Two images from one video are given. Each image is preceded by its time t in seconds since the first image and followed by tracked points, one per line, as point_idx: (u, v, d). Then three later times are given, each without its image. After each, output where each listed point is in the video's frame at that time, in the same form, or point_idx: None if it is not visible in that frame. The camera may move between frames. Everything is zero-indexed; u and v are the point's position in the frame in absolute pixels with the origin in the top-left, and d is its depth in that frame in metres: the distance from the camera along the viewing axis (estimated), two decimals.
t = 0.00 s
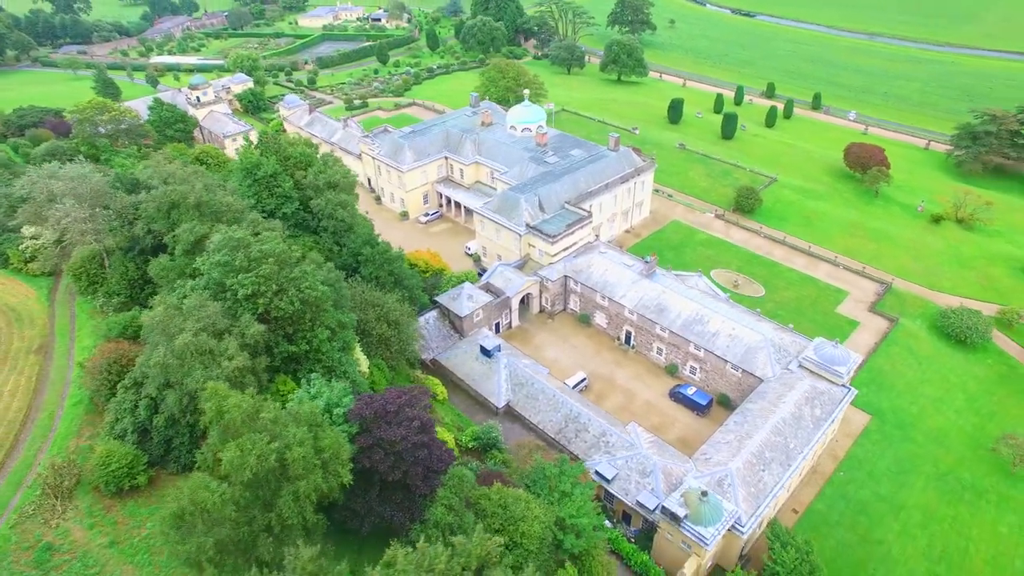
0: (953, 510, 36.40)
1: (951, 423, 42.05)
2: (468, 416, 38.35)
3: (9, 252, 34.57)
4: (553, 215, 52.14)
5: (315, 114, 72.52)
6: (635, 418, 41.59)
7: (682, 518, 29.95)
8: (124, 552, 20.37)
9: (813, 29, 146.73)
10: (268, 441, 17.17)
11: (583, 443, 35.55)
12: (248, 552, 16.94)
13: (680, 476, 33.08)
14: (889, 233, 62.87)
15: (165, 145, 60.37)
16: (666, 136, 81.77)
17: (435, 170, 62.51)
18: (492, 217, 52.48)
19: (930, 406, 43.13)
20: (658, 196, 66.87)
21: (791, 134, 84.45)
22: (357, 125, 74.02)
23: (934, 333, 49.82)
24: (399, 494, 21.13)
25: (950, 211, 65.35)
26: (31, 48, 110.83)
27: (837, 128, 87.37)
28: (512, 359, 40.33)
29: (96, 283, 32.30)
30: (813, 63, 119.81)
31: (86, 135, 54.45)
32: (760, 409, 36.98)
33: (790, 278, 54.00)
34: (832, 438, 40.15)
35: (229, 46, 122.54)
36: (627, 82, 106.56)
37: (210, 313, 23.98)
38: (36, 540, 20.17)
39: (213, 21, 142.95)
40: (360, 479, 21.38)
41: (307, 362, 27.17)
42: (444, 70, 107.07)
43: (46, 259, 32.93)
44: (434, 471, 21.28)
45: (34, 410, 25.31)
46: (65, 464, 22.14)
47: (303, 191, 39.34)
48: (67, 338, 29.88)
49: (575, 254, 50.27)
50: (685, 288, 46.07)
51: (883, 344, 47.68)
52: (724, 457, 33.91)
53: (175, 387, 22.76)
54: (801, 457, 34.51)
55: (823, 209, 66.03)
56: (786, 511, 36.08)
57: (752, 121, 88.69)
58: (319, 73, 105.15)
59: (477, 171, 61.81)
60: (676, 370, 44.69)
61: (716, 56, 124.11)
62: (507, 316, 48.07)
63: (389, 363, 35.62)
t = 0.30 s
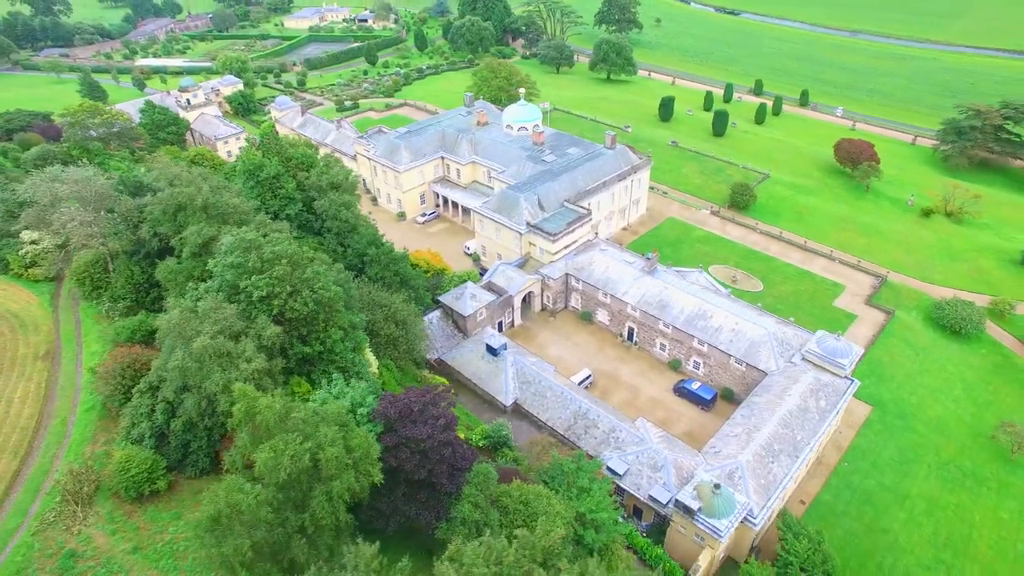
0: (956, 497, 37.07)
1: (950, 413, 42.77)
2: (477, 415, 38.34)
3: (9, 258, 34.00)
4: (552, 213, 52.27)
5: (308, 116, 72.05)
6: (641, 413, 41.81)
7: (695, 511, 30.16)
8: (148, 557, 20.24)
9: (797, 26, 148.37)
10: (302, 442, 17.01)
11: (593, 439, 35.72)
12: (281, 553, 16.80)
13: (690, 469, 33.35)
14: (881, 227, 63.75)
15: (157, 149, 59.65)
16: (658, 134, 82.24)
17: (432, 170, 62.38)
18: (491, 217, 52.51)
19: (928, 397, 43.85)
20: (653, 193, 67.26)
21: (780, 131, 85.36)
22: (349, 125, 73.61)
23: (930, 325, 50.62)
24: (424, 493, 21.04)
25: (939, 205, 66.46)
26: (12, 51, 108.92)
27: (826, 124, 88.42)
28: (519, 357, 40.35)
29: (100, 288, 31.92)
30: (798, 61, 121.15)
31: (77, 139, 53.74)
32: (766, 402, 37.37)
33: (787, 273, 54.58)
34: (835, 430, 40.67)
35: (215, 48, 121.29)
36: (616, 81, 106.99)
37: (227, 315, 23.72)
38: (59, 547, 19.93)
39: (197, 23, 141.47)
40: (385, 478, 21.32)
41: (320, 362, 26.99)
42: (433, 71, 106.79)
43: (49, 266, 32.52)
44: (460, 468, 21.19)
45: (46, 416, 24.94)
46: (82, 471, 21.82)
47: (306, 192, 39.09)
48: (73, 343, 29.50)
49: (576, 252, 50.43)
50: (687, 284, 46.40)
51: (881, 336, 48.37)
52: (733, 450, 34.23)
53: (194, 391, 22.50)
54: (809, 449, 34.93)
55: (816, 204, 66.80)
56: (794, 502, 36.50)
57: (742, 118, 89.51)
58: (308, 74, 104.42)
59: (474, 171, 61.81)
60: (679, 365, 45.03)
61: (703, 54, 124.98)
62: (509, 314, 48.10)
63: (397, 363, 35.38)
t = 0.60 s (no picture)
0: (958, 485, 37.69)
1: (949, 403, 43.46)
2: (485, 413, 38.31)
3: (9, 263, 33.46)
4: (552, 211, 52.42)
5: (301, 117, 71.61)
6: (646, 409, 42.06)
7: (707, 504, 30.34)
8: (173, 561, 20.12)
9: (782, 25, 149.81)
10: (336, 441, 16.93)
11: (602, 435, 35.86)
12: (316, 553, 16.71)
13: (700, 463, 33.63)
14: (873, 222, 64.61)
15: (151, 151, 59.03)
16: (651, 132, 82.76)
17: (429, 170, 62.29)
18: (491, 215, 52.57)
19: (927, 387, 44.51)
20: (649, 191, 67.64)
21: (771, 128, 86.21)
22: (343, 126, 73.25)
23: (925, 317, 51.39)
24: (450, 490, 21.08)
25: (930, 199, 67.47)
26: None
27: (815, 121, 89.40)
28: (525, 355, 40.40)
29: (106, 292, 31.61)
30: (785, 58, 122.37)
31: (71, 142, 53.15)
32: (772, 395, 37.77)
33: (785, 268, 55.15)
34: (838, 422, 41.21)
35: (202, 50, 120.27)
36: (607, 80, 107.46)
37: (245, 315, 23.55)
38: (82, 552, 19.75)
39: (183, 24, 140.24)
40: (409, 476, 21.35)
41: (335, 362, 26.86)
42: (424, 71, 106.60)
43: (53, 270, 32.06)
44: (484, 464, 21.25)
45: (59, 421, 24.66)
46: (100, 475, 21.60)
47: (310, 193, 38.84)
48: (81, 347, 29.14)
49: (577, 250, 50.62)
50: (689, 279, 46.74)
51: (878, 328, 49.08)
52: (742, 443, 34.54)
53: (213, 393, 22.27)
54: (815, 440, 35.38)
55: (809, 200, 67.54)
56: (800, 493, 36.96)
57: (733, 115, 90.29)
58: (298, 76, 103.88)
59: (472, 170, 61.83)
60: (683, 361, 45.38)
61: (691, 52, 125.86)
62: (512, 313, 48.14)
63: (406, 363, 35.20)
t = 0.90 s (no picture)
0: (957, 472, 38.43)
1: (945, 392, 44.29)
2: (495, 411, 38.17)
3: (9, 268, 32.84)
4: (551, 210, 52.58)
5: (293, 119, 71.03)
6: (650, 404, 42.38)
7: (718, 495, 30.69)
8: (197, 564, 20.04)
9: (766, 23, 151.35)
10: (369, 439, 16.86)
11: (610, 431, 36.05)
12: (349, 553, 16.68)
13: (708, 456, 33.98)
14: (864, 216, 65.59)
15: (142, 154, 58.27)
16: (642, 130, 83.31)
17: (424, 170, 62.21)
18: (490, 214, 52.66)
19: (924, 377, 45.32)
20: (643, 188, 68.12)
21: (759, 125, 87.16)
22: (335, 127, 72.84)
23: (918, 309, 52.32)
24: (473, 487, 21.23)
25: (917, 193, 68.63)
26: None
27: (802, 117, 90.51)
28: (530, 353, 40.45)
29: (110, 296, 31.21)
30: (770, 56, 123.69)
31: (61, 145, 52.42)
32: (775, 387, 38.27)
33: (780, 263, 55.84)
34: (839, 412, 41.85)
35: (186, 53, 118.95)
36: (595, 79, 107.93)
37: (261, 316, 23.41)
38: (106, 558, 19.60)
39: (165, 27, 138.79)
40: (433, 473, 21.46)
41: (348, 363, 26.74)
42: (413, 72, 106.28)
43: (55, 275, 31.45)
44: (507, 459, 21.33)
45: (71, 427, 24.37)
46: (118, 480, 21.36)
47: (312, 195, 38.64)
48: (87, 352, 28.79)
49: (576, 248, 50.84)
50: (688, 275, 47.15)
51: (873, 320, 49.88)
52: (748, 435, 34.94)
53: (231, 394, 22.12)
54: (819, 431, 35.93)
55: (800, 196, 68.40)
56: (804, 483, 37.48)
57: (721, 113, 91.13)
58: (285, 78, 103.11)
59: (467, 170, 61.86)
60: (684, 356, 45.77)
61: (677, 51, 126.76)
62: (513, 311, 48.21)
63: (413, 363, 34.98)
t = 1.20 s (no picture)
0: (955, 459, 39.21)
1: (940, 382, 45.14)
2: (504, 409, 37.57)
3: (8, 274, 32.32)
4: (548, 209, 52.76)
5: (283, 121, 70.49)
6: (652, 399, 42.69)
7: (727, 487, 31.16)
8: (222, 567, 19.96)
9: (748, 22, 152.98)
10: (401, 436, 16.82)
11: (617, 426, 36.18)
12: (382, 551, 16.65)
13: (715, 449, 34.33)
14: (853, 211, 66.58)
15: (133, 157, 57.53)
16: (632, 129, 83.89)
17: (419, 171, 62.11)
18: (488, 214, 52.74)
19: (919, 368, 46.16)
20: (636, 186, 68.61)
21: (748, 122, 88.14)
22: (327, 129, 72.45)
23: (910, 301, 53.26)
24: (496, 483, 21.38)
25: (904, 187, 69.82)
26: None
27: (789, 114, 91.65)
28: (534, 351, 40.53)
29: (114, 301, 30.89)
30: (755, 55, 125.06)
31: (50, 149, 51.87)
32: (778, 379, 38.79)
33: (774, 258, 56.55)
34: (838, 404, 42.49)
35: (170, 56, 117.67)
36: (583, 79, 108.43)
37: (278, 318, 23.30)
38: (130, 563, 19.45)
39: (148, 30, 137.31)
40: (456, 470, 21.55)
41: (361, 363, 26.66)
42: (401, 73, 106.02)
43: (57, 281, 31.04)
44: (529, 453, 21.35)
45: (83, 433, 24.11)
46: (137, 485, 21.14)
47: (314, 196, 38.46)
48: (94, 358, 28.48)
49: (575, 246, 51.09)
50: (687, 271, 47.58)
51: (868, 313, 50.69)
52: (754, 427, 35.35)
53: (249, 395, 21.98)
54: (822, 422, 36.49)
55: (791, 191, 69.31)
56: (808, 474, 37.98)
57: (709, 111, 92.01)
58: (272, 80, 102.36)
59: (462, 170, 61.90)
60: (684, 351, 46.18)
61: (663, 50, 127.74)
62: (514, 310, 48.29)
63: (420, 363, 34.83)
